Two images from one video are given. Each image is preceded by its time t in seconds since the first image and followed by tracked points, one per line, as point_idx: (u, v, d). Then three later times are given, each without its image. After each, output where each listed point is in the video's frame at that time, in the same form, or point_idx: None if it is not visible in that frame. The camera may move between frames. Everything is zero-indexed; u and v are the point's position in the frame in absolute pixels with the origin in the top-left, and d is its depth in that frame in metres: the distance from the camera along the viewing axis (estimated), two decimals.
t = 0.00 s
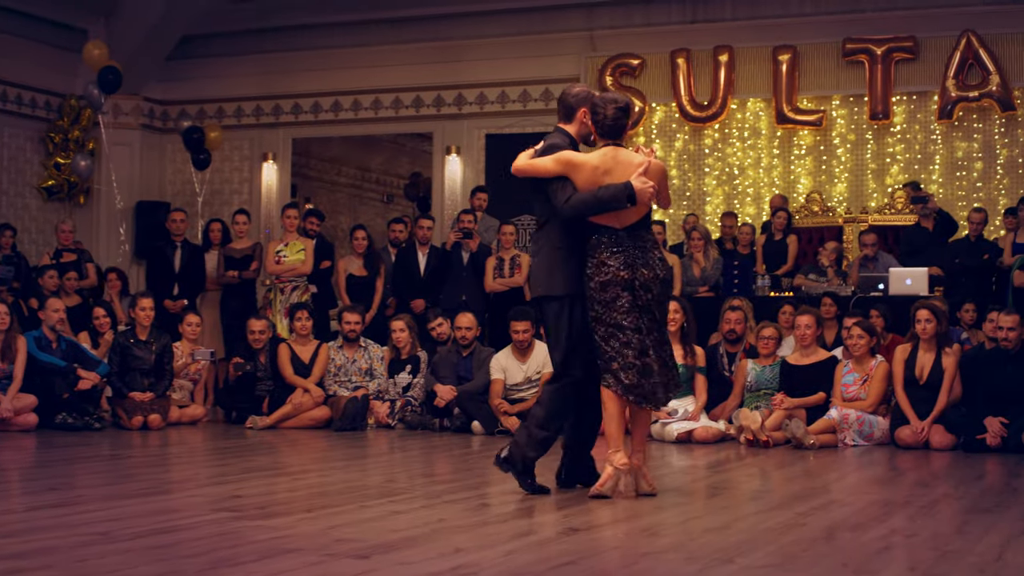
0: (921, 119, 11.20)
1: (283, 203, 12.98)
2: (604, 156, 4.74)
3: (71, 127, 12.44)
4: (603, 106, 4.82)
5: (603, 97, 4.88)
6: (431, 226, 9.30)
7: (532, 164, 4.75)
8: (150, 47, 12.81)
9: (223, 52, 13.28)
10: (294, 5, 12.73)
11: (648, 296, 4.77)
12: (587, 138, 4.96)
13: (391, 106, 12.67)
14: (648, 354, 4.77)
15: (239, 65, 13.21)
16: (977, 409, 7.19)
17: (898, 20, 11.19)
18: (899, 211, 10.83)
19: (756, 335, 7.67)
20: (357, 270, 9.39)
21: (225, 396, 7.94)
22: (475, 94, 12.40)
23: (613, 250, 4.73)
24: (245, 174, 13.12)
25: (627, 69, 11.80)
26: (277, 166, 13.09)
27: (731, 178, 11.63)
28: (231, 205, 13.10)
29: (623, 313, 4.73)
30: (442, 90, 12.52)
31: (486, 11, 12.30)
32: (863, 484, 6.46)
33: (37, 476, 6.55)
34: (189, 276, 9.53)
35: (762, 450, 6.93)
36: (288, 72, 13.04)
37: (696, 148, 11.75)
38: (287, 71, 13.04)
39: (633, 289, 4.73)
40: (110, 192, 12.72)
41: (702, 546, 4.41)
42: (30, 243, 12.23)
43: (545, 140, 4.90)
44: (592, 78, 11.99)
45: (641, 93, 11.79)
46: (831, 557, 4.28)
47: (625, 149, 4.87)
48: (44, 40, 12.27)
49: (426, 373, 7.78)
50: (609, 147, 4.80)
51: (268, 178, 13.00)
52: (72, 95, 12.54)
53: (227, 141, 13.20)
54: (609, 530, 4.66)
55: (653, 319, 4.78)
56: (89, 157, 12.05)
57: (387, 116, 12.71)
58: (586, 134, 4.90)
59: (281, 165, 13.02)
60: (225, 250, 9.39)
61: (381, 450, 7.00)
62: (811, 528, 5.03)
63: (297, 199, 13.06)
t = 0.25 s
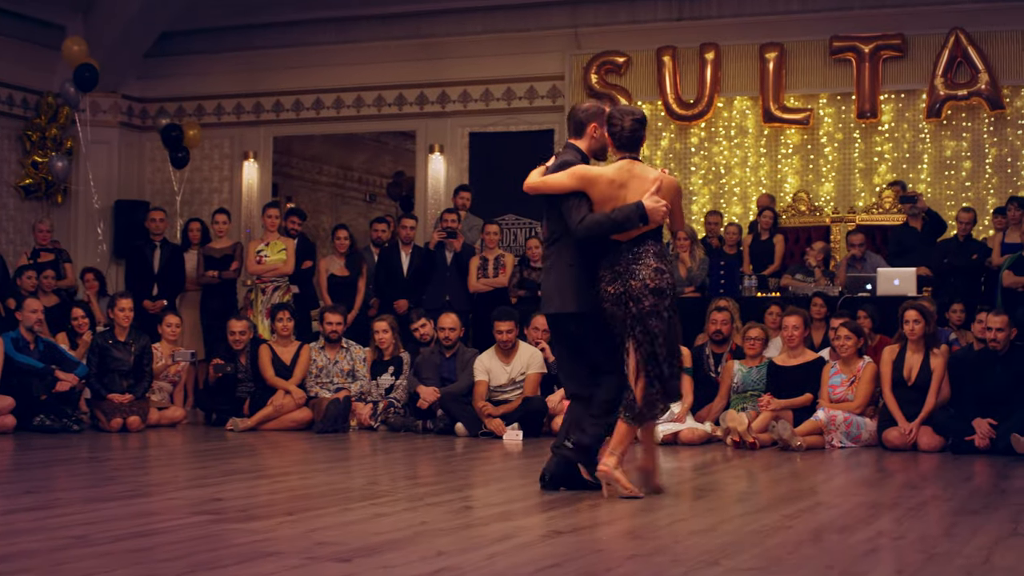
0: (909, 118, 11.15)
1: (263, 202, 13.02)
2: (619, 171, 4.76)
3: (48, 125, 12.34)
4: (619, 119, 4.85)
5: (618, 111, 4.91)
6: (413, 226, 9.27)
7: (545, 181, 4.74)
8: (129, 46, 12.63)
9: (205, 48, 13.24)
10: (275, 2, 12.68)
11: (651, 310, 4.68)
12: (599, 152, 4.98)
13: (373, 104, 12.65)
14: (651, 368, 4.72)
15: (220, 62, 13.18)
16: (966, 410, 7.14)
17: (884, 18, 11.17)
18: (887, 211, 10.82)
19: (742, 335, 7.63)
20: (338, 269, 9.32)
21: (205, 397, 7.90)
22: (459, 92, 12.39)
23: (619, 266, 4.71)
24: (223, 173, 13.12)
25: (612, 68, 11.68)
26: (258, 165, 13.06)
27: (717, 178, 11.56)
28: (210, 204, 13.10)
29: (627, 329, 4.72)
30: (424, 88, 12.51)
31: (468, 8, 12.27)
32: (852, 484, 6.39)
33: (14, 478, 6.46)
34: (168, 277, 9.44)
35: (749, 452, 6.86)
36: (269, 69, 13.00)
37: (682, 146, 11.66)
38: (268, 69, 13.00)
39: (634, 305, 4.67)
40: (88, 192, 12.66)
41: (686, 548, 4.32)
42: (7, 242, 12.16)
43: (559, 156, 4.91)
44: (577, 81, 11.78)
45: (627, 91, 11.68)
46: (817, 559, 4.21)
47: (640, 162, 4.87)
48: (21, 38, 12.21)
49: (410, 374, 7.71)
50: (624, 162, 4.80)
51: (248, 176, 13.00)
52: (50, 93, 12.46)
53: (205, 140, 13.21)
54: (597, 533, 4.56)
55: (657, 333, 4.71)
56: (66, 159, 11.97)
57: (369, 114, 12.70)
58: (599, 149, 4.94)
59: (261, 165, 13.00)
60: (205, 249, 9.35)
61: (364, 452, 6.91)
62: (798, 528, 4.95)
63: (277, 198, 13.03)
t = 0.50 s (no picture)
0: (898, 115, 11.18)
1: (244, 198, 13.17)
2: (643, 181, 4.75)
3: (27, 122, 12.31)
4: (639, 129, 4.85)
5: (635, 122, 4.90)
6: (397, 223, 9.16)
7: (569, 194, 4.71)
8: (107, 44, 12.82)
9: (190, 44, 13.35)
10: None
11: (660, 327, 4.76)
12: (614, 163, 4.96)
13: (357, 99, 12.76)
14: (662, 378, 4.77)
15: (204, 55, 13.31)
16: (955, 409, 7.08)
17: (873, 14, 11.20)
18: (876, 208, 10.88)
19: (729, 334, 7.58)
20: (321, 268, 9.27)
21: (185, 396, 7.86)
22: (443, 88, 12.47)
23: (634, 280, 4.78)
24: (204, 169, 13.26)
25: (598, 64, 11.71)
26: (239, 162, 13.21)
27: (705, 175, 11.60)
28: (191, 200, 13.23)
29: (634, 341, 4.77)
30: (408, 84, 12.59)
31: (453, 4, 12.37)
32: (840, 485, 6.33)
33: None
34: (149, 275, 9.41)
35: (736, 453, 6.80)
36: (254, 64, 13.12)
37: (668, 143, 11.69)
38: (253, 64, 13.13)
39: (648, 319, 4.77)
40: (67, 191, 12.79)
41: (672, 548, 4.24)
42: None
43: (573, 168, 4.88)
44: (563, 77, 11.81)
45: (613, 87, 11.71)
46: (802, 559, 4.14)
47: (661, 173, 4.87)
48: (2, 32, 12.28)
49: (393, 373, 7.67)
50: (647, 172, 4.80)
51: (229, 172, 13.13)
52: (30, 90, 12.46)
53: (186, 137, 13.35)
54: (581, 535, 4.48)
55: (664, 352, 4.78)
56: (44, 157, 11.96)
57: (353, 111, 12.81)
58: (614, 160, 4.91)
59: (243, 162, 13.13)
60: (186, 247, 9.28)
61: (347, 452, 6.84)
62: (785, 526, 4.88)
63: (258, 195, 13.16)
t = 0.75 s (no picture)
0: (888, 112, 11.17)
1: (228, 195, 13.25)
2: (660, 177, 4.79)
3: (8, 118, 12.28)
4: (652, 126, 4.87)
5: (650, 119, 4.94)
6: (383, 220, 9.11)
7: (586, 186, 4.76)
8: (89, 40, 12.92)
9: (175, 39, 13.39)
10: None
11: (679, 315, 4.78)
12: (627, 157, 5.01)
13: (340, 95, 12.78)
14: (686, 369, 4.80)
15: (185, 50, 13.35)
16: (945, 410, 7.03)
17: (865, 9, 11.15)
18: (867, 206, 10.85)
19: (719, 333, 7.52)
20: (304, 265, 9.14)
21: (167, 395, 7.84)
22: (429, 84, 12.51)
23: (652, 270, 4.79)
24: (187, 165, 13.35)
25: (586, 59, 11.78)
26: (222, 158, 13.30)
27: (693, 171, 11.63)
28: (173, 197, 13.34)
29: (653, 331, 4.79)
30: (393, 79, 12.63)
31: None
32: (830, 483, 6.26)
33: None
34: (129, 273, 9.36)
35: (725, 453, 6.73)
36: (238, 60, 13.16)
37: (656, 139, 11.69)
38: (237, 59, 13.16)
39: (667, 309, 4.78)
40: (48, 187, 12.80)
41: (658, 549, 4.16)
42: None
43: (587, 162, 4.93)
44: (550, 69, 11.92)
45: (600, 83, 11.76)
46: (789, 559, 4.06)
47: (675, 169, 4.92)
48: None
49: (378, 372, 7.66)
50: (663, 169, 4.85)
51: (212, 170, 13.23)
52: (11, 85, 12.45)
53: (169, 134, 13.42)
54: (566, 537, 4.39)
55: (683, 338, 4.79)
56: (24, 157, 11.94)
57: (338, 107, 12.81)
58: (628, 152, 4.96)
59: (226, 158, 13.22)
60: (168, 244, 9.22)
61: (331, 452, 6.77)
62: (773, 526, 4.76)
63: (241, 192, 13.24)
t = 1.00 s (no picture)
0: (881, 106, 11.15)
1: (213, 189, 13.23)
2: (663, 172, 4.77)
3: None
4: (655, 124, 4.83)
5: (654, 116, 4.90)
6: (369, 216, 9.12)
7: (587, 179, 4.79)
8: (72, 30, 12.76)
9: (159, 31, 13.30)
10: None
11: (688, 300, 4.78)
12: (631, 153, 5.03)
13: (327, 89, 12.76)
14: (703, 358, 4.77)
15: (170, 43, 13.27)
16: (938, 407, 6.97)
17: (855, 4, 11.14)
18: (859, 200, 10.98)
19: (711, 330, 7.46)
20: (290, 261, 9.08)
21: (151, 392, 7.78)
22: (416, 78, 12.46)
23: (659, 256, 4.80)
24: (172, 160, 13.28)
25: (574, 52, 11.68)
26: (206, 152, 13.22)
27: (684, 167, 11.59)
28: (157, 192, 13.29)
29: (662, 317, 4.79)
30: (380, 73, 12.58)
31: None
32: (822, 481, 6.19)
33: None
34: (112, 269, 9.27)
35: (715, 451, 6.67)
36: (224, 53, 13.11)
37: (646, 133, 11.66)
38: (223, 52, 13.11)
39: (682, 297, 4.77)
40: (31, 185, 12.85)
41: (648, 548, 4.07)
42: None
43: (592, 157, 4.96)
44: (539, 61, 11.85)
45: (591, 77, 11.69)
46: (779, 558, 3.99)
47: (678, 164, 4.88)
48: None
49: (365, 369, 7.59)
50: (666, 164, 4.81)
51: (196, 164, 13.16)
52: None
53: (153, 127, 13.34)
54: (555, 536, 4.31)
55: (695, 323, 4.79)
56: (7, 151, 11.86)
57: (324, 100, 12.80)
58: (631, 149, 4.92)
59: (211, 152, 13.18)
60: (151, 240, 9.13)
61: (317, 449, 6.69)
62: (764, 524, 4.68)
63: (225, 187, 13.18)
